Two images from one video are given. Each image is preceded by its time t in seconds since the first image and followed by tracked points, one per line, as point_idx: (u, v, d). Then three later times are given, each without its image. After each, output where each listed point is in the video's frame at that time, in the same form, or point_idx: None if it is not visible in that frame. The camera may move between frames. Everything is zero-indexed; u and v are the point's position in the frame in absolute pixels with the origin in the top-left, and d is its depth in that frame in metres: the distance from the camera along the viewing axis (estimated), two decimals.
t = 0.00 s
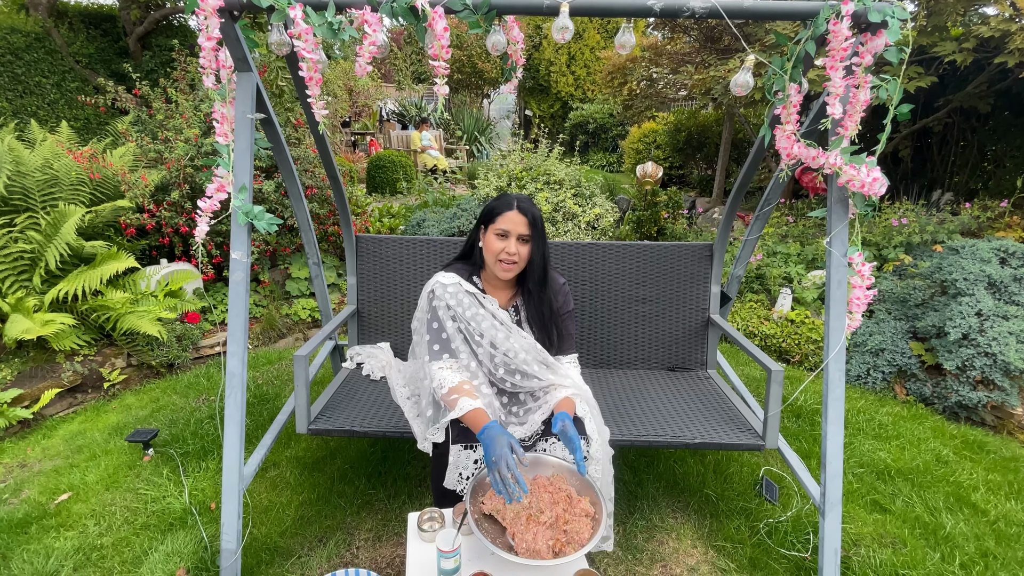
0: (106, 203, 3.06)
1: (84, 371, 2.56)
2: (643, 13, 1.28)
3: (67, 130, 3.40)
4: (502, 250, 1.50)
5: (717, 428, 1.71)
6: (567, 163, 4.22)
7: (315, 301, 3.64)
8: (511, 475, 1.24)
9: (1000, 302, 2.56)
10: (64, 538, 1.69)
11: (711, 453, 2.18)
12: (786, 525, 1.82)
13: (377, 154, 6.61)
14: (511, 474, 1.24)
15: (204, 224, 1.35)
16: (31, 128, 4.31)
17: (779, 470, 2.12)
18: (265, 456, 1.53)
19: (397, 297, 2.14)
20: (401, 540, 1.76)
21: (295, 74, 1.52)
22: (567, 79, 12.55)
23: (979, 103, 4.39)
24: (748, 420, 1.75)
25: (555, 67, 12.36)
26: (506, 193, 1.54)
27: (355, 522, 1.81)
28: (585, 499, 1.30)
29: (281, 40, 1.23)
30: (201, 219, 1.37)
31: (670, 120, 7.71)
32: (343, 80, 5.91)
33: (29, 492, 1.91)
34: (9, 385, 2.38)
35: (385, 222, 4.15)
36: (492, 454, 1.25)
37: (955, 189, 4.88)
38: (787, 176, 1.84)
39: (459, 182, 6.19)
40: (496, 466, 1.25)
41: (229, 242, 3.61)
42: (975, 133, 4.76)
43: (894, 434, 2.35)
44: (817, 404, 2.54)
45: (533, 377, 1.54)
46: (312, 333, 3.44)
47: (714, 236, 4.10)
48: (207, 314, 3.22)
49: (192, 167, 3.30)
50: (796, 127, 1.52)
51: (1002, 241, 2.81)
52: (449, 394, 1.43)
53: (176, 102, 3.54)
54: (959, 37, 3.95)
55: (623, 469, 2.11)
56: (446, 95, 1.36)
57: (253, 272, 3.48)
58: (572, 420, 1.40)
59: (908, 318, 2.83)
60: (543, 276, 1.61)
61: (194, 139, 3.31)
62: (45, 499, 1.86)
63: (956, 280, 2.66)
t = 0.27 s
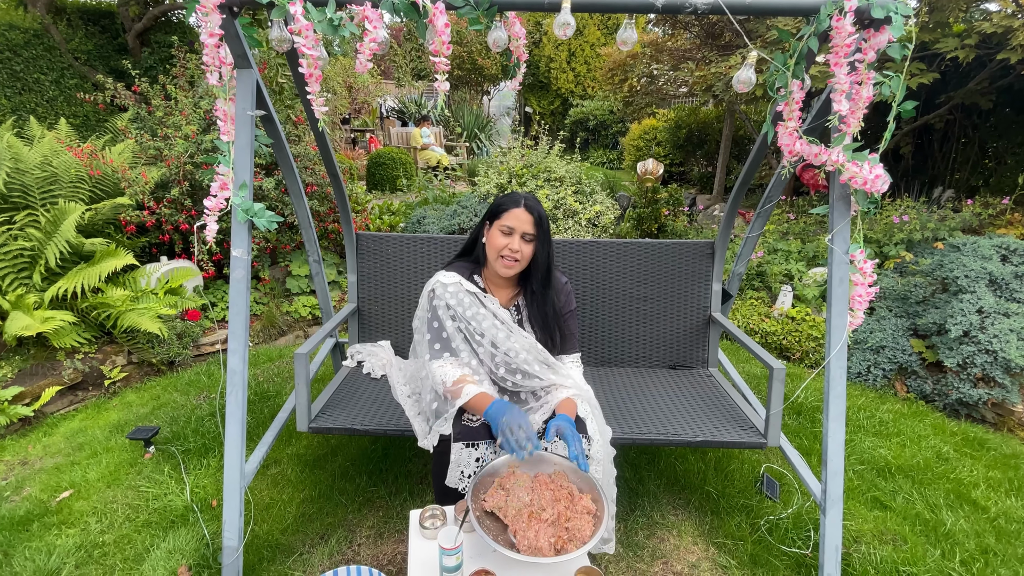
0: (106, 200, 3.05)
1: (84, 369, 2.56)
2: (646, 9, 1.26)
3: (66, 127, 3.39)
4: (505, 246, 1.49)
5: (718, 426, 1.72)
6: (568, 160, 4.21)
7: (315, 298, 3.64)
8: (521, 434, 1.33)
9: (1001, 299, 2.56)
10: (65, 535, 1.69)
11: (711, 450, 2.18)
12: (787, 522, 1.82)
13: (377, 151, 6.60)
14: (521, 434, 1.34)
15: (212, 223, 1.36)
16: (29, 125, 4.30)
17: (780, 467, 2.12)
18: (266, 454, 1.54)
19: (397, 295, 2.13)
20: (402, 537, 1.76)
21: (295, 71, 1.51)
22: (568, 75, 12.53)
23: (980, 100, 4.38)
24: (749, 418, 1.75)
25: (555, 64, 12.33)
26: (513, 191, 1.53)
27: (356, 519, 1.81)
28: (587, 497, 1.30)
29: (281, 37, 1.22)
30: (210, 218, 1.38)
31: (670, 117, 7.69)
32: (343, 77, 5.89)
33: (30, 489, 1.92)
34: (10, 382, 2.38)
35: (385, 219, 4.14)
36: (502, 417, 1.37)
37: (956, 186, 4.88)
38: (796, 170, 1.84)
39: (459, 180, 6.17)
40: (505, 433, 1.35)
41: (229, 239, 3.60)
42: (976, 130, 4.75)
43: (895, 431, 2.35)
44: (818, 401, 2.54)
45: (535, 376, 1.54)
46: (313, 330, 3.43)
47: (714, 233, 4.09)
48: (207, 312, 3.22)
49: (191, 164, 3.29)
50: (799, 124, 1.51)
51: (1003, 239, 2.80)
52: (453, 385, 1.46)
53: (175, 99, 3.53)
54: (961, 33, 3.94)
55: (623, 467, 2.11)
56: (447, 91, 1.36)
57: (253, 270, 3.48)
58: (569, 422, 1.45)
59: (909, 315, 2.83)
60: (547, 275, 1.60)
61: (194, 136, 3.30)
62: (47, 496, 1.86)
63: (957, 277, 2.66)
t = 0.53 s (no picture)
0: (104, 197, 3.04)
1: (84, 366, 2.56)
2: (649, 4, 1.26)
3: (64, 123, 3.37)
4: (503, 246, 1.48)
5: (720, 423, 1.72)
6: (568, 156, 4.20)
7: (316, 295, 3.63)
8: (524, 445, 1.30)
9: (1003, 295, 2.55)
10: (66, 533, 1.69)
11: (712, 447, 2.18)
12: (788, 518, 1.82)
13: (376, 148, 6.58)
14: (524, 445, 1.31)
15: (214, 221, 1.35)
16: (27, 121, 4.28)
17: (781, 464, 2.12)
18: (267, 451, 1.53)
19: (398, 292, 2.13)
20: (404, 534, 1.76)
21: (295, 67, 1.50)
22: (568, 71, 12.49)
23: (982, 96, 4.36)
24: (750, 415, 1.75)
25: (555, 60, 12.29)
26: (511, 190, 1.52)
27: (358, 516, 1.81)
28: (589, 494, 1.30)
29: (281, 32, 1.22)
30: (211, 216, 1.37)
31: (670, 113, 7.67)
32: (342, 73, 5.86)
33: (31, 487, 1.91)
34: (9, 380, 2.37)
35: (386, 216, 4.13)
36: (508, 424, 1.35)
37: (957, 182, 4.87)
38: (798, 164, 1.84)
39: (459, 176, 6.16)
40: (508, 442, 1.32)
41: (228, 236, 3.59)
42: (978, 126, 4.73)
43: (896, 428, 2.35)
44: (819, 397, 2.54)
45: (536, 375, 1.54)
46: (313, 327, 3.43)
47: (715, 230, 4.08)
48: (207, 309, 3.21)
49: (190, 161, 3.27)
50: (801, 120, 1.51)
51: (1005, 235, 2.79)
52: (455, 385, 1.45)
53: (174, 95, 3.51)
54: (963, 28, 3.92)
55: (624, 464, 2.11)
56: (447, 87, 1.35)
57: (253, 267, 3.47)
58: (567, 424, 1.41)
59: (910, 311, 2.82)
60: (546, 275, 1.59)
61: (193, 132, 3.28)
62: (47, 494, 1.86)
63: (959, 274, 2.66)
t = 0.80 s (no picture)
0: (103, 194, 3.02)
1: (84, 364, 2.55)
2: None
3: (61, 119, 3.35)
4: (499, 236, 1.46)
5: (722, 420, 1.72)
6: (569, 152, 4.18)
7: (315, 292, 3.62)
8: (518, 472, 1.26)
9: (1004, 291, 2.55)
10: (67, 531, 1.68)
11: (714, 443, 2.18)
12: (791, 514, 1.82)
13: (375, 143, 6.55)
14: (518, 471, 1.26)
15: (206, 217, 1.32)
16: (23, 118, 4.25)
17: (783, 459, 2.11)
18: (268, 449, 1.53)
19: (398, 289, 2.12)
20: (406, 532, 1.75)
21: (294, 61, 1.49)
22: (567, 67, 12.44)
23: (984, 90, 4.35)
24: (752, 412, 1.75)
25: (554, 55, 12.24)
26: (504, 180, 1.51)
27: (359, 514, 1.80)
28: (592, 491, 1.30)
29: (279, 26, 1.20)
30: (203, 211, 1.35)
31: (671, 108, 7.64)
32: (340, 69, 5.83)
33: (31, 486, 1.91)
34: (9, 378, 2.36)
35: (385, 212, 4.11)
36: (501, 447, 1.29)
37: (958, 177, 4.86)
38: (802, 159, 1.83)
39: (459, 172, 6.14)
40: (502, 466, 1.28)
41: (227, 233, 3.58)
42: (979, 121, 4.72)
43: (897, 424, 2.35)
44: (820, 393, 2.53)
45: (537, 372, 1.53)
46: (313, 324, 3.42)
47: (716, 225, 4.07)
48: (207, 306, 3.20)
49: (189, 157, 3.25)
50: (805, 114, 1.51)
51: (1007, 230, 2.78)
52: (456, 384, 1.44)
53: (172, 91, 3.49)
54: (966, 23, 3.90)
55: (626, 460, 2.10)
56: (448, 81, 1.34)
57: (253, 263, 3.45)
58: (565, 427, 1.38)
59: (911, 307, 2.82)
60: (544, 266, 1.57)
61: (191, 128, 3.26)
62: (47, 492, 1.85)
63: (961, 269, 2.65)
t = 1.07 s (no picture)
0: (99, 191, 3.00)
1: (82, 363, 2.54)
2: None
3: (57, 117, 3.32)
4: (499, 232, 1.44)
5: (724, 418, 1.71)
6: (568, 148, 4.16)
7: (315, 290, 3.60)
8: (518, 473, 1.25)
9: (1006, 287, 2.54)
10: (66, 532, 1.67)
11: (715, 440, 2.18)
12: (792, 511, 1.82)
13: (374, 140, 6.53)
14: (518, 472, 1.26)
15: (209, 216, 1.32)
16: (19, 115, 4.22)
17: (784, 457, 2.11)
18: (268, 448, 1.52)
19: (397, 288, 2.11)
20: (407, 530, 1.75)
21: (291, 57, 1.47)
22: (566, 62, 12.39)
23: (984, 86, 4.34)
24: (754, 410, 1.75)
25: (553, 51, 12.19)
26: (503, 176, 1.50)
27: (361, 513, 1.79)
28: (595, 490, 1.29)
29: (277, 22, 1.19)
30: (207, 211, 1.34)
31: (670, 104, 7.62)
32: (337, 65, 5.79)
33: (30, 486, 1.90)
34: (6, 377, 2.35)
35: (384, 210, 4.09)
36: (502, 449, 1.29)
37: (958, 173, 4.85)
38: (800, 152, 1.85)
39: (458, 169, 6.11)
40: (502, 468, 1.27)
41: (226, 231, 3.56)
42: (979, 116, 4.71)
43: (898, 420, 2.35)
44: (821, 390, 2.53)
45: (537, 370, 1.52)
46: (312, 322, 3.40)
47: (716, 222, 4.06)
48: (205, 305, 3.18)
49: (186, 154, 3.23)
50: (809, 110, 1.50)
51: (1008, 226, 2.78)
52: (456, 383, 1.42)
53: (169, 88, 3.46)
54: (966, 18, 3.88)
55: (627, 458, 2.10)
56: (448, 78, 1.33)
57: (251, 261, 3.44)
58: (567, 427, 1.38)
59: (912, 303, 2.81)
60: (544, 262, 1.55)
61: (188, 125, 3.23)
62: (46, 493, 1.84)
63: (962, 265, 2.65)
